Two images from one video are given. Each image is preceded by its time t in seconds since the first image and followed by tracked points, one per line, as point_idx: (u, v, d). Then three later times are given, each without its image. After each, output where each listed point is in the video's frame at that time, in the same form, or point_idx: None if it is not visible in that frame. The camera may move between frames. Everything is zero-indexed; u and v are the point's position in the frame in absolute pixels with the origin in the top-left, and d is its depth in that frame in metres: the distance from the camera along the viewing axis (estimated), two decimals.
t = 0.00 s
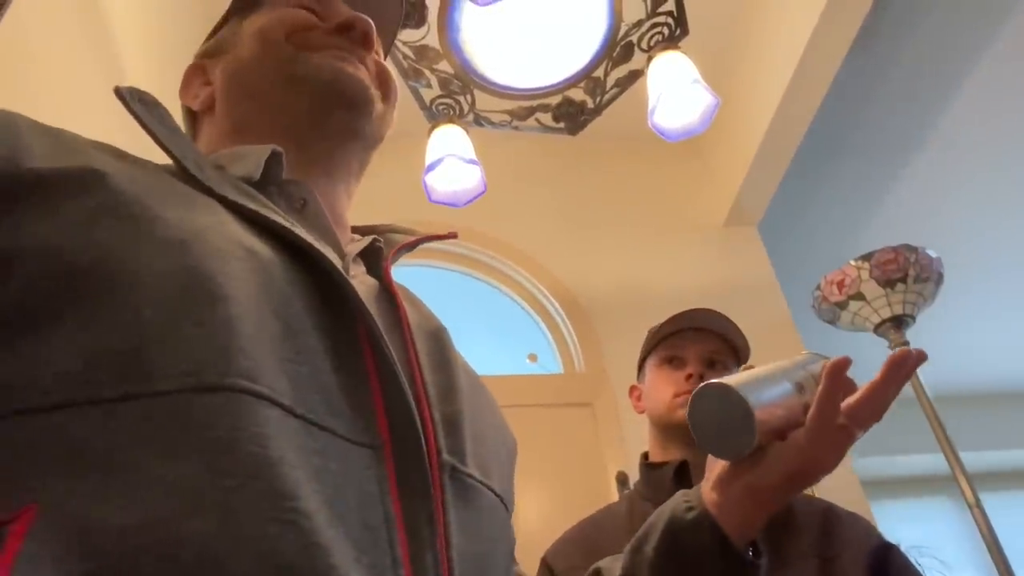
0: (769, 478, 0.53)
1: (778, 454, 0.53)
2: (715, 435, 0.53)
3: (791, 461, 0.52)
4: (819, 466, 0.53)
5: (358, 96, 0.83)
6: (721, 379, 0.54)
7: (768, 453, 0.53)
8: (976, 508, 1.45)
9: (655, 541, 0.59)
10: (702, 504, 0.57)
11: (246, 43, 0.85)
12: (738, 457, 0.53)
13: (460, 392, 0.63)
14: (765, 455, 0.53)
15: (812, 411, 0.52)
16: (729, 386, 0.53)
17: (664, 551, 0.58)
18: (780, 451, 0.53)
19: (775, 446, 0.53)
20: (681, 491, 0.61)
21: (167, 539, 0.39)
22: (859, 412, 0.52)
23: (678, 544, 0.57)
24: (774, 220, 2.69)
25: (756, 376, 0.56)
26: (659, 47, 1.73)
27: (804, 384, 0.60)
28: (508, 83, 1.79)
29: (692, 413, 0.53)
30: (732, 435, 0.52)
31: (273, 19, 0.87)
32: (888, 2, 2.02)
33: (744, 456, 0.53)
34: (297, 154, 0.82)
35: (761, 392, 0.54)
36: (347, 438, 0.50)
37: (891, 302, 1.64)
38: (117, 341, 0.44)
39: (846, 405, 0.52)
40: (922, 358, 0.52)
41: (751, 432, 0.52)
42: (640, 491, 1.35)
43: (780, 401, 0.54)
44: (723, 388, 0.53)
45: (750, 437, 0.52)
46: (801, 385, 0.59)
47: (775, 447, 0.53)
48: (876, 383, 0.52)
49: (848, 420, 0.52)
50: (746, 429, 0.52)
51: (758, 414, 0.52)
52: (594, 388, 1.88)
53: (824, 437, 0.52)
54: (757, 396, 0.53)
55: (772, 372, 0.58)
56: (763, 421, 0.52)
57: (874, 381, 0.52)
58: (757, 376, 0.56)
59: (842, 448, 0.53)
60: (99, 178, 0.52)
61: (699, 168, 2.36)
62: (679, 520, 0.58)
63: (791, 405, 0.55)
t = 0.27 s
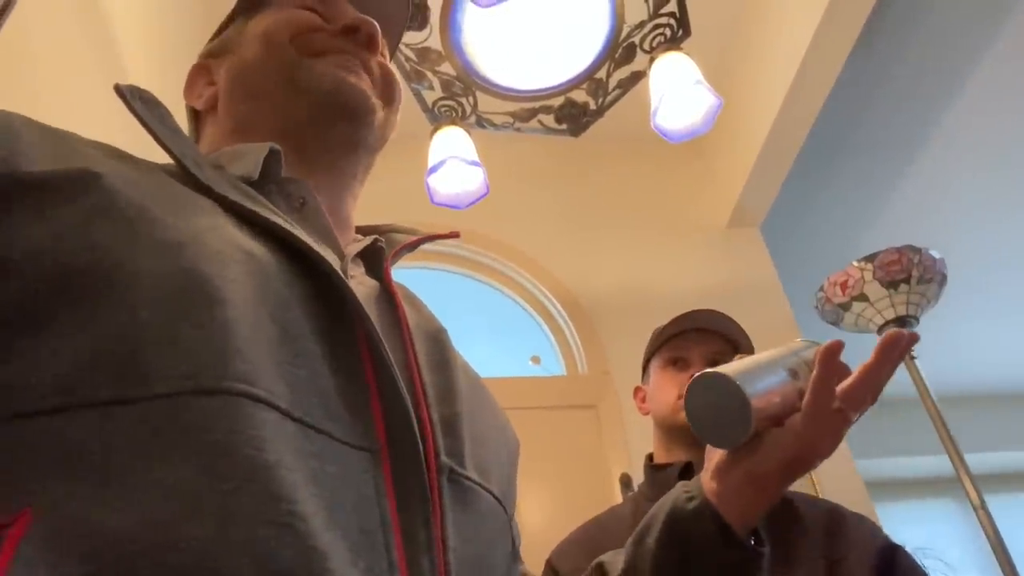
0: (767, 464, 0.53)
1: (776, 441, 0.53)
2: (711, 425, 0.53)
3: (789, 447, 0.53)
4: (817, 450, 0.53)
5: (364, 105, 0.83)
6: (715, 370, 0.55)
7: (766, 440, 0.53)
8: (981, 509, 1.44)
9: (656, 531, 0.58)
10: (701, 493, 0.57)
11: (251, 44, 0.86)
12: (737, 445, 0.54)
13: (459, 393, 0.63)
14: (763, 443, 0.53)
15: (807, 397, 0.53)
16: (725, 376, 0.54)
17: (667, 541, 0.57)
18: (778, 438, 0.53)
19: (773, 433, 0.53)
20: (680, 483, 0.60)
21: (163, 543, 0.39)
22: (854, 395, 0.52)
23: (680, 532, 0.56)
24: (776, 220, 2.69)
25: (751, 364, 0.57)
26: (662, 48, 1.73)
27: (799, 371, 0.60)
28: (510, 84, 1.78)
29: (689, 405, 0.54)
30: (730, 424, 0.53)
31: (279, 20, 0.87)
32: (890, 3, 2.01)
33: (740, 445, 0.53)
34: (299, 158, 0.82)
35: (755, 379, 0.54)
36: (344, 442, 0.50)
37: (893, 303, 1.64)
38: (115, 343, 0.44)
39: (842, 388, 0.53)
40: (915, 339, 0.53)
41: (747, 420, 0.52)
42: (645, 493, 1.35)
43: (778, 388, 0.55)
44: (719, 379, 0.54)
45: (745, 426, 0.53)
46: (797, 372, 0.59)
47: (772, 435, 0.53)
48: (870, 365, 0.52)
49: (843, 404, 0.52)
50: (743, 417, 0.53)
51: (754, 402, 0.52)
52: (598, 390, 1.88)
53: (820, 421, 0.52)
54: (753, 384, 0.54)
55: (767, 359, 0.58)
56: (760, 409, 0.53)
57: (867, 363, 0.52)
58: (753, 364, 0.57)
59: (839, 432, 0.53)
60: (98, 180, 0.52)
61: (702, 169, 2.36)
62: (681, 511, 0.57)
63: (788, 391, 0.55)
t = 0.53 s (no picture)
0: (780, 477, 0.51)
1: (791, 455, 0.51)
2: (722, 437, 0.52)
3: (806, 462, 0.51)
4: (837, 464, 0.50)
5: (365, 100, 0.84)
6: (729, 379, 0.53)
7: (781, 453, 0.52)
8: (990, 507, 1.44)
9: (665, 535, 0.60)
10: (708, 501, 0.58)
11: (260, 47, 0.86)
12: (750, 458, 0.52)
13: (465, 392, 0.63)
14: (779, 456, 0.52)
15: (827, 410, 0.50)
16: (738, 385, 0.52)
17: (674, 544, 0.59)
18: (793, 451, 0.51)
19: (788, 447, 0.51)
20: (689, 485, 0.62)
21: (169, 545, 0.39)
22: (880, 407, 0.48)
23: (686, 539, 0.58)
24: (780, 220, 2.68)
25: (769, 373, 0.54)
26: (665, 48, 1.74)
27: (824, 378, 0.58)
28: (512, 86, 1.76)
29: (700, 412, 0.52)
30: (741, 437, 0.51)
31: (287, 25, 0.88)
32: (892, 1, 2.01)
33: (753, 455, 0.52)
34: (304, 156, 0.81)
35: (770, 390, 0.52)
36: (351, 442, 0.50)
37: (900, 301, 1.63)
38: (120, 343, 0.44)
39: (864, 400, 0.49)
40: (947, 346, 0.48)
41: (760, 433, 0.51)
42: (653, 493, 1.34)
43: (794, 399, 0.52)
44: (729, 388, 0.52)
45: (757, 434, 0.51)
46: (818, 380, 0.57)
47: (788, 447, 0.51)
48: (894, 380, 0.48)
49: (864, 418, 0.49)
50: (755, 430, 0.51)
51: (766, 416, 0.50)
52: (603, 390, 1.87)
53: (839, 436, 0.49)
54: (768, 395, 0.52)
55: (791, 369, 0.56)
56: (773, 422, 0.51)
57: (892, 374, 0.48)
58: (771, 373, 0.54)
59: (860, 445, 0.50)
60: (104, 181, 0.52)
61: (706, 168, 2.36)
62: (688, 516, 0.58)
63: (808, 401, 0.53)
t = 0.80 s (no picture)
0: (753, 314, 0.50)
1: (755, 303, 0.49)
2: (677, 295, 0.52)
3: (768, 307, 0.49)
4: (804, 301, 0.48)
5: (338, 86, 0.83)
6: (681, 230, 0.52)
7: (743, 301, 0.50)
8: (997, 498, 1.42)
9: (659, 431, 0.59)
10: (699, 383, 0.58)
11: (236, 66, 0.85)
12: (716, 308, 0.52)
13: (449, 386, 0.61)
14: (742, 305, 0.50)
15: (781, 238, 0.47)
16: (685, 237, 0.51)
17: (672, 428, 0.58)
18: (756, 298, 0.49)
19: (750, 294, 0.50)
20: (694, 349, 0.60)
21: (143, 535, 0.37)
22: (831, 232, 0.45)
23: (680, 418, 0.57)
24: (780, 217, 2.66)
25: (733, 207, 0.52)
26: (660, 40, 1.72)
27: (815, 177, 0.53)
28: (508, 81, 1.75)
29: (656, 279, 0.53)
30: (698, 291, 0.51)
31: (263, 42, 0.87)
32: None
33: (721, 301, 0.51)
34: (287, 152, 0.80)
35: (721, 236, 0.50)
36: (326, 434, 0.48)
37: (903, 291, 1.62)
38: (96, 331, 0.43)
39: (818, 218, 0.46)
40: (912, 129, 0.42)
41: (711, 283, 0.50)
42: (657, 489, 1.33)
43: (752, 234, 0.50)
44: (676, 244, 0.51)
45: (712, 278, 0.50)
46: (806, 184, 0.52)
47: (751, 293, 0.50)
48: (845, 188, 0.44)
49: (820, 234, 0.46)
50: (703, 283, 0.51)
51: (711, 265, 0.50)
52: (605, 387, 1.85)
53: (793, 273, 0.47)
54: (716, 242, 0.50)
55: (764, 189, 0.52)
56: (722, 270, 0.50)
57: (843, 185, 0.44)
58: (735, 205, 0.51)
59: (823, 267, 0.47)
60: (86, 171, 0.50)
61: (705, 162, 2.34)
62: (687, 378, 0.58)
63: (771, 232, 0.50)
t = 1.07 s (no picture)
0: (839, 188, 0.49)
1: (846, 162, 0.49)
2: (763, 162, 0.49)
3: (861, 159, 0.48)
4: (900, 151, 0.48)
5: (352, 82, 0.83)
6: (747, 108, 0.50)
7: (832, 163, 0.49)
8: (1003, 489, 1.42)
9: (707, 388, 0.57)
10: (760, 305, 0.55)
11: (256, 61, 0.87)
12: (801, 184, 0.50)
13: (454, 384, 0.61)
14: (831, 168, 0.49)
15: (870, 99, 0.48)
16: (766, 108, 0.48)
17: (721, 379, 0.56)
18: (845, 155, 0.49)
19: (840, 152, 0.49)
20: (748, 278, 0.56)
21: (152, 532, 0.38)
22: (933, 79, 0.48)
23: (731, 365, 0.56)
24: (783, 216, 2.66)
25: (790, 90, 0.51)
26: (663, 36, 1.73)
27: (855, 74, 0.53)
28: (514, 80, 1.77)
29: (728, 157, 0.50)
30: (786, 154, 0.48)
31: (283, 36, 0.88)
32: None
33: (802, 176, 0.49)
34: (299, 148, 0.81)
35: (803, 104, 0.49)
36: (334, 434, 0.49)
37: (907, 284, 1.62)
38: (105, 333, 0.44)
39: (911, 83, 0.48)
40: None
41: (803, 144, 0.48)
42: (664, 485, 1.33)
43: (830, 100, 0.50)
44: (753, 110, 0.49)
45: (801, 145, 0.48)
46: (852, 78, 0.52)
47: (840, 154, 0.49)
48: (944, 38, 0.47)
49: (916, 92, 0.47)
50: (795, 140, 0.48)
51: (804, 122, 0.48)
52: (611, 384, 1.86)
53: (896, 115, 0.48)
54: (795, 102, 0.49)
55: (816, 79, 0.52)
56: (813, 127, 0.48)
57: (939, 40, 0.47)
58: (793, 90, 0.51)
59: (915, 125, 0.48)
60: (95, 182, 0.51)
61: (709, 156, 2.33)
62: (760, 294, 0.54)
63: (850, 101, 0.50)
